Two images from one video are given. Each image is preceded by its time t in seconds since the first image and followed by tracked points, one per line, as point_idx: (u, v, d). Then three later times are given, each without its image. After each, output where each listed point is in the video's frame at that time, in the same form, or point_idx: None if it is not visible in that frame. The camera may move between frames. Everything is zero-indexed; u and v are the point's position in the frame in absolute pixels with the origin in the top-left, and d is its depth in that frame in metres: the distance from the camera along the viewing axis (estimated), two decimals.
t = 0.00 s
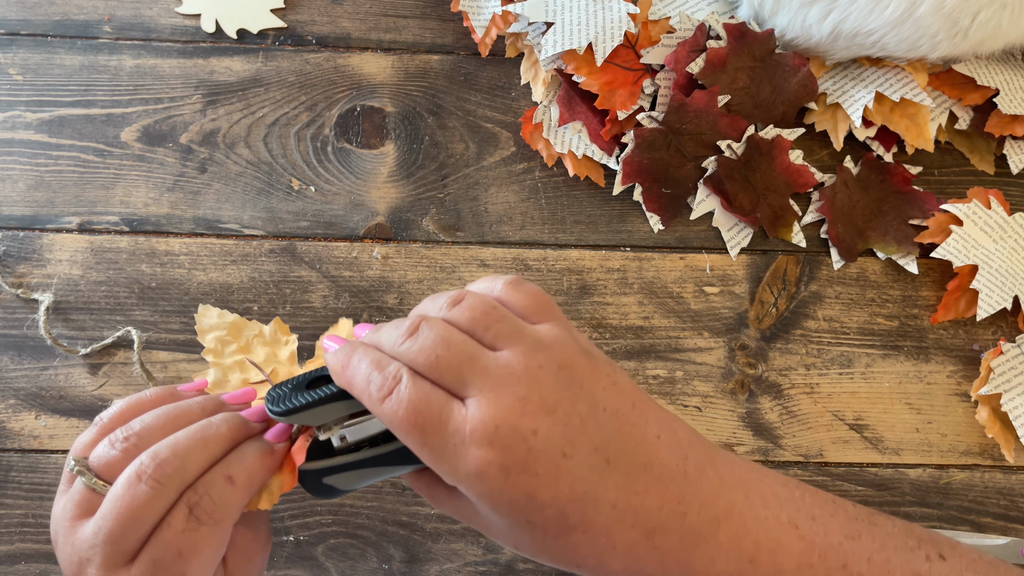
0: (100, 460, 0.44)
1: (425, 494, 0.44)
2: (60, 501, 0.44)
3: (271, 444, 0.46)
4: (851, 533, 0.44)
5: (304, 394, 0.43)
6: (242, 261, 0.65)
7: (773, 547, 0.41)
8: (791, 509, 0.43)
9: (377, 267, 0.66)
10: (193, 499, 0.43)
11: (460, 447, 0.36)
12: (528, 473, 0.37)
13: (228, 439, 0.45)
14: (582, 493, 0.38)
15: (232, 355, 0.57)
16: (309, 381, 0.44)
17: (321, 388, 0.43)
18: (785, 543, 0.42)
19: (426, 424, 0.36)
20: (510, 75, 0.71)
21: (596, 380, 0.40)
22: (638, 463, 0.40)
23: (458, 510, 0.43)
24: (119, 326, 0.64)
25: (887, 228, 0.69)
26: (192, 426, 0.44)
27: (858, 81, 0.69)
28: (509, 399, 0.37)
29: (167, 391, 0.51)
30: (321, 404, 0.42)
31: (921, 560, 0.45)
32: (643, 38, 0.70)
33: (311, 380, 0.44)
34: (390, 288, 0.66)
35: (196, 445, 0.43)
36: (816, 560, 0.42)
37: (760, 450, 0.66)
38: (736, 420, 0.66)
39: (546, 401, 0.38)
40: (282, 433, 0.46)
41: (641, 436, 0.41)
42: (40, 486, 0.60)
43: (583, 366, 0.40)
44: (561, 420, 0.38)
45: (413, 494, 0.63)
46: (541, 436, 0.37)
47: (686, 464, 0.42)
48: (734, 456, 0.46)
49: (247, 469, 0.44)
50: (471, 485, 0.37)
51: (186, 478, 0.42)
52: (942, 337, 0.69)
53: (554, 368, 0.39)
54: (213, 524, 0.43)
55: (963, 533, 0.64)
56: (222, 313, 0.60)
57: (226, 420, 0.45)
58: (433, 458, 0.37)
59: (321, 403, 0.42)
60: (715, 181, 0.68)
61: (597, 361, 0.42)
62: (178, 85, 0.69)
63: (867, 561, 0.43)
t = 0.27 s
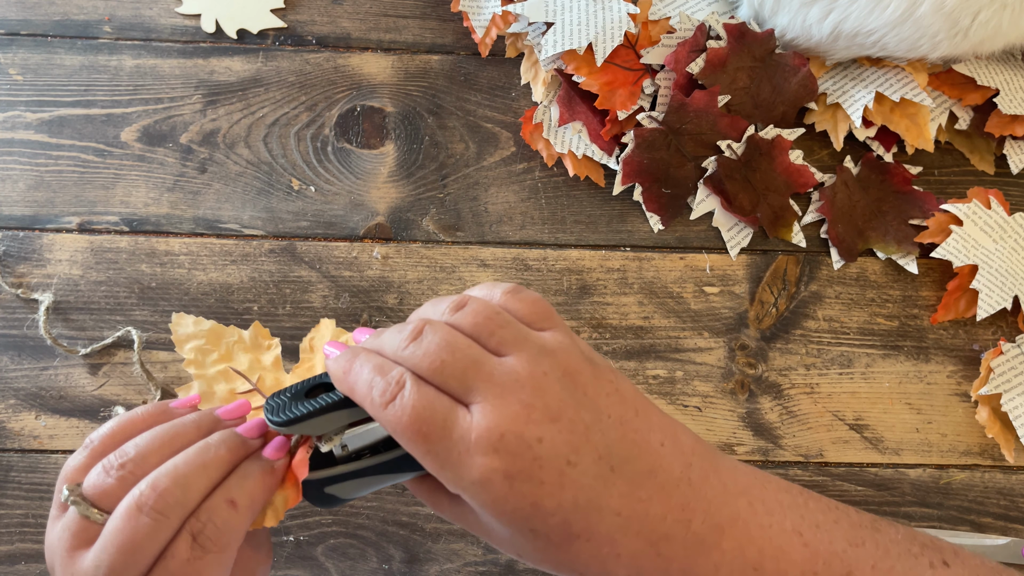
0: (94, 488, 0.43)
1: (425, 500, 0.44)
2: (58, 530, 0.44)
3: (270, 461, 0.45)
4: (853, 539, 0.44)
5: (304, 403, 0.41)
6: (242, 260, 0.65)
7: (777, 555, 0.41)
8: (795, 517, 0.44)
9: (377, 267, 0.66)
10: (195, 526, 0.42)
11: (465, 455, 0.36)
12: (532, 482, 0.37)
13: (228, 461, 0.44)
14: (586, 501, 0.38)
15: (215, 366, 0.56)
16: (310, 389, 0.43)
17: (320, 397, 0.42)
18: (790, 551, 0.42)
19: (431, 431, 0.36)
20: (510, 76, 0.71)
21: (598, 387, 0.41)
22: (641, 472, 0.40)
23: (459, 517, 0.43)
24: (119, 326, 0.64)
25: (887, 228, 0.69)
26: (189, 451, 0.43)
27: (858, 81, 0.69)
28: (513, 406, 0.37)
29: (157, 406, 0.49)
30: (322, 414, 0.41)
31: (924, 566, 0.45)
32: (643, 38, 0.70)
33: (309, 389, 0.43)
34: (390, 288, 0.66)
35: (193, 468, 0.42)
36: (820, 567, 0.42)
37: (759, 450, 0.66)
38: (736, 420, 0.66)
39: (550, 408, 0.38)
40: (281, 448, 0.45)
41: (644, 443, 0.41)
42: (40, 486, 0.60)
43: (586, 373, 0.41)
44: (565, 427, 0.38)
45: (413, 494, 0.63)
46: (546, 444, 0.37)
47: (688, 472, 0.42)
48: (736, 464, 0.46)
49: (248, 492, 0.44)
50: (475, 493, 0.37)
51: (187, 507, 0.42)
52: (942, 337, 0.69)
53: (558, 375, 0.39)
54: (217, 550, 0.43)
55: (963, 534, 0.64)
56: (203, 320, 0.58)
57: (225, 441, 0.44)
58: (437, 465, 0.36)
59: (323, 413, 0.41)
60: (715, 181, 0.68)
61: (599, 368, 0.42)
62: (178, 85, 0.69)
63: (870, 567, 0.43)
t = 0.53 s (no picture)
0: (89, 496, 0.43)
1: (424, 504, 0.44)
2: (54, 538, 0.44)
3: (267, 466, 0.45)
4: (855, 543, 0.44)
5: (305, 412, 0.42)
6: (242, 261, 0.65)
7: (780, 557, 0.41)
8: (797, 518, 0.44)
9: (377, 267, 0.66)
10: (191, 533, 0.42)
11: (469, 458, 0.36)
12: (537, 485, 0.37)
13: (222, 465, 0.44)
14: (590, 504, 0.38)
15: (216, 374, 0.54)
16: (311, 398, 0.43)
17: (321, 405, 0.42)
18: (793, 553, 0.42)
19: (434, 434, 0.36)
20: (510, 76, 0.71)
21: (602, 390, 0.41)
22: (645, 474, 0.40)
23: (460, 519, 0.43)
24: (119, 326, 0.64)
25: (887, 228, 0.69)
26: (184, 456, 0.43)
27: (858, 81, 0.69)
28: (517, 409, 0.37)
29: (152, 412, 0.49)
30: (323, 422, 0.41)
31: (926, 567, 0.45)
32: (643, 38, 0.70)
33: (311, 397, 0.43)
34: (390, 288, 0.66)
35: (189, 475, 0.42)
36: (823, 568, 0.42)
37: (759, 450, 0.66)
38: (736, 420, 0.66)
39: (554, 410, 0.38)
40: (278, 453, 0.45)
41: (647, 446, 0.41)
42: (40, 486, 0.60)
43: (590, 376, 0.41)
44: (569, 430, 0.38)
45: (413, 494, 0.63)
46: (550, 447, 0.37)
47: (691, 474, 0.42)
48: (738, 467, 0.46)
49: (244, 497, 0.44)
50: (479, 497, 0.37)
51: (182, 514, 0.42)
52: (942, 337, 0.69)
53: (562, 378, 0.39)
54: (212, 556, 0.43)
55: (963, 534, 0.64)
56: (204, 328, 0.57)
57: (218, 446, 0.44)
58: (441, 468, 0.36)
59: (324, 421, 0.41)
60: (715, 181, 0.68)
61: (601, 371, 0.42)
62: (178, 85, 0.69)
63: (871, 570, 0.43)
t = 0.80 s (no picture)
0: (97, 474, 0.44)
1: (428, 499, 0.45)
2: (58, 515, 0.44)
3: (271, 461, 0.44)
4: (860, 541, 0.44)
5: (311, 408, 0.41)
6: (242, 261, 0.65)
7: (785, 554, 0.41)
8: (801, 516, 0.44)
9: (377, 267, 0.66)
10: (187, 519, 0.42)
11: (473, 455, 0.36)
12: (542, 481, 0.37)
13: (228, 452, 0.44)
14: (594, 500, 0.38)
15: (224, 374, 0.54)
16: (316, 394, 0.42)
17: (328, 401, 0.41)
18: (798, 550, 0.42)
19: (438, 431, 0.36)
20: (510, 76, 0.71)
21: (606, 386, 0.41)
22: (649, 471, 0.40)
23: (464, 514, 0.43)
24: (119, 326, 0.64)
25: (887, 228, 0.69)
26: (190, 439, 0.43)
27: (858, 81, 0.69)
28: (521, 406, 0.37)
29: (158, 396, 0.50)
30: (329, 418, 0.40)
31: (928, 565, 0.44)
32: (643, 38, 0.70)
33: (317, 392, 0.43)
34: (389, 288, 0.66)
35: (194, 458, 0.42)
36: (827, 566, 0.42)
37: (759, 450, 0.66)
38: (736, 420, 0.66)
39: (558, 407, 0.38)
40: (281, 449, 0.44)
41: (651, 442, 0.41)
42: (40, 486, 0.60)
43: (593, 372, 0.41)
44: (573, 426, 0.38)
45: (413, 494, 0.63)
46: (554, 443, 0.37)
47: (695, 470, 0.42)
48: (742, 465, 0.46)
49: (245, 490, 0.43)
50: (484, 493, 0.37)
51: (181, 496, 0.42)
52: (942, 337, 0.69)
53: (565, 374, 0.39)
54: (207, 547, 0.41)
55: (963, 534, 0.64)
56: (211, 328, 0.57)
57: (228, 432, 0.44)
58: (445, 465, 0.36)
59: (331, 417, 0.40)
60: (715, 181, 0.68)
61: (605, 367, 0.42)
62: (178, 85, 0.69)
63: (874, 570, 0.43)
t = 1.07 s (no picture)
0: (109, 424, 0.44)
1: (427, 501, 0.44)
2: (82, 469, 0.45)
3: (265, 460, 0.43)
4: (860, 539, 0.44)
5: (306, 410, 0.41)
6: (242, 260, 0.65)
7: (787, 552, 0.41)
8: (802, 513, 0.44)
9: (377, 267, 0.66)
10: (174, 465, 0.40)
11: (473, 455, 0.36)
12: (542, 480, 0.37)
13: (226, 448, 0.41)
14: (596, 498, 0.38)
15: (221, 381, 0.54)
16: (311, 395, 0.42)
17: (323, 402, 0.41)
18: (798, 548, 0.42)
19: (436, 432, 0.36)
20: (510, 76, 0.71)
21: (604, 384, 0.41)
22: (650, 469, 0.40)
23: (464, 514, 0.43)
24: (119, 326, 0.64)
25: (887, 228, 0.69)
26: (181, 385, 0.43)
27: (858, 81, 0.69)
28: (519, 406, 0.37)
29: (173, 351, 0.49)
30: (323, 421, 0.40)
31: (928, 564, 0.45)
32: (643, 38, 0.70)
33: (312, 392, 0.42)
34: (390, 288, 0.66)
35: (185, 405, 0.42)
36: (829, 565, 0.42)
37: (759, 449, 0.66)
38: (736, 420, 0.66)
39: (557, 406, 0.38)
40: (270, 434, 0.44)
41: (651, 441, 0.41)
42: (40, 486, 0.60)
43: (591, 371, 0.41)
44: (573, 425, 0.38)
45: (413, 494, 0.63)
46: (554, 442, 0.37)
47: (696, 468, 0.42)
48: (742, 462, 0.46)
49: (228, 432, 0.41)
50: (484, 493, 0.37)
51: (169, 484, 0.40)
52: (942, 337, 0.69)
53: (563, 373, 0.39)
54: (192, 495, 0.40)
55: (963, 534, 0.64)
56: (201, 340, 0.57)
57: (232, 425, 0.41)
58: (443, 465, 0.36)
59: (326, 420, 0.40)
60: (715, 181, 0.68)
61: (603, 366, 0.42)
62: (178, 85, 0.69)
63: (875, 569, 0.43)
